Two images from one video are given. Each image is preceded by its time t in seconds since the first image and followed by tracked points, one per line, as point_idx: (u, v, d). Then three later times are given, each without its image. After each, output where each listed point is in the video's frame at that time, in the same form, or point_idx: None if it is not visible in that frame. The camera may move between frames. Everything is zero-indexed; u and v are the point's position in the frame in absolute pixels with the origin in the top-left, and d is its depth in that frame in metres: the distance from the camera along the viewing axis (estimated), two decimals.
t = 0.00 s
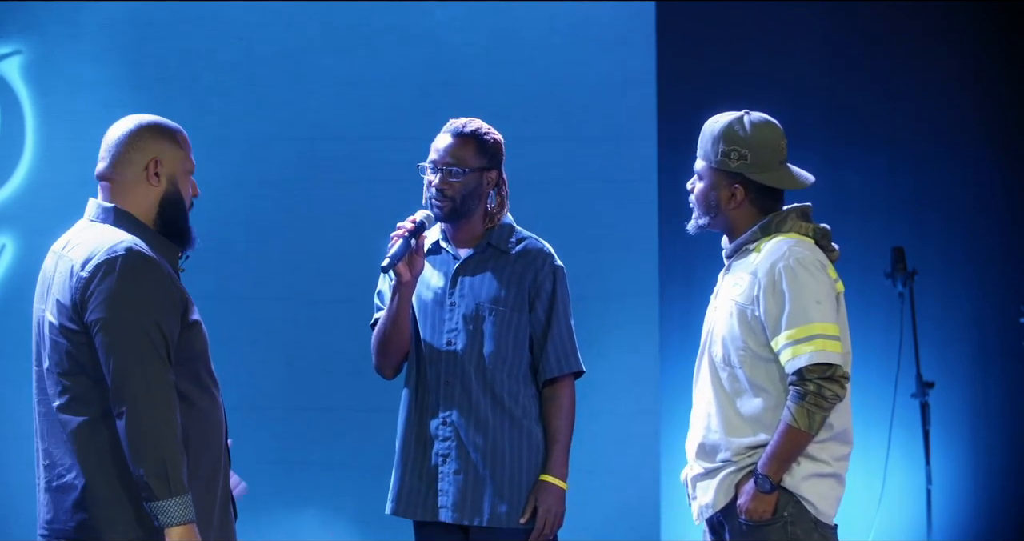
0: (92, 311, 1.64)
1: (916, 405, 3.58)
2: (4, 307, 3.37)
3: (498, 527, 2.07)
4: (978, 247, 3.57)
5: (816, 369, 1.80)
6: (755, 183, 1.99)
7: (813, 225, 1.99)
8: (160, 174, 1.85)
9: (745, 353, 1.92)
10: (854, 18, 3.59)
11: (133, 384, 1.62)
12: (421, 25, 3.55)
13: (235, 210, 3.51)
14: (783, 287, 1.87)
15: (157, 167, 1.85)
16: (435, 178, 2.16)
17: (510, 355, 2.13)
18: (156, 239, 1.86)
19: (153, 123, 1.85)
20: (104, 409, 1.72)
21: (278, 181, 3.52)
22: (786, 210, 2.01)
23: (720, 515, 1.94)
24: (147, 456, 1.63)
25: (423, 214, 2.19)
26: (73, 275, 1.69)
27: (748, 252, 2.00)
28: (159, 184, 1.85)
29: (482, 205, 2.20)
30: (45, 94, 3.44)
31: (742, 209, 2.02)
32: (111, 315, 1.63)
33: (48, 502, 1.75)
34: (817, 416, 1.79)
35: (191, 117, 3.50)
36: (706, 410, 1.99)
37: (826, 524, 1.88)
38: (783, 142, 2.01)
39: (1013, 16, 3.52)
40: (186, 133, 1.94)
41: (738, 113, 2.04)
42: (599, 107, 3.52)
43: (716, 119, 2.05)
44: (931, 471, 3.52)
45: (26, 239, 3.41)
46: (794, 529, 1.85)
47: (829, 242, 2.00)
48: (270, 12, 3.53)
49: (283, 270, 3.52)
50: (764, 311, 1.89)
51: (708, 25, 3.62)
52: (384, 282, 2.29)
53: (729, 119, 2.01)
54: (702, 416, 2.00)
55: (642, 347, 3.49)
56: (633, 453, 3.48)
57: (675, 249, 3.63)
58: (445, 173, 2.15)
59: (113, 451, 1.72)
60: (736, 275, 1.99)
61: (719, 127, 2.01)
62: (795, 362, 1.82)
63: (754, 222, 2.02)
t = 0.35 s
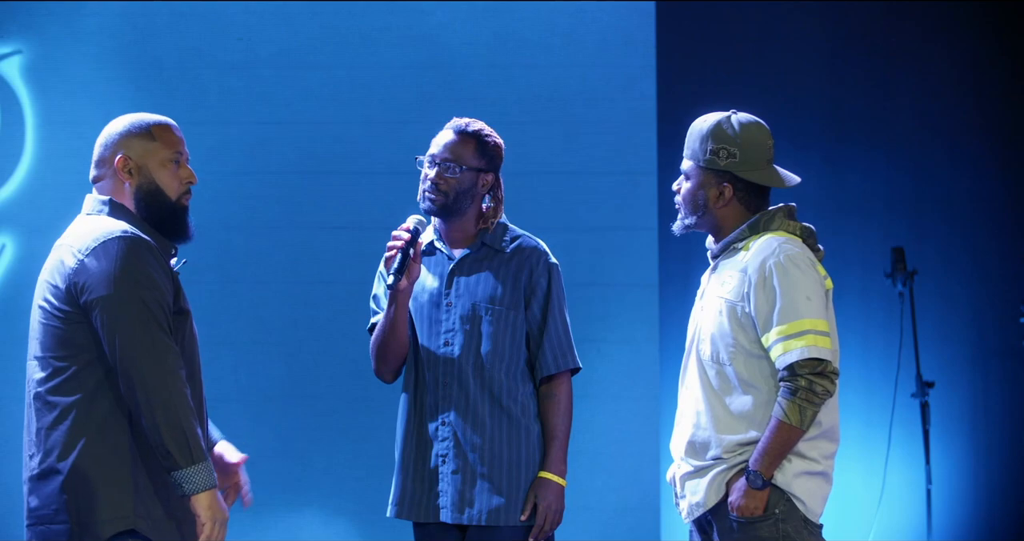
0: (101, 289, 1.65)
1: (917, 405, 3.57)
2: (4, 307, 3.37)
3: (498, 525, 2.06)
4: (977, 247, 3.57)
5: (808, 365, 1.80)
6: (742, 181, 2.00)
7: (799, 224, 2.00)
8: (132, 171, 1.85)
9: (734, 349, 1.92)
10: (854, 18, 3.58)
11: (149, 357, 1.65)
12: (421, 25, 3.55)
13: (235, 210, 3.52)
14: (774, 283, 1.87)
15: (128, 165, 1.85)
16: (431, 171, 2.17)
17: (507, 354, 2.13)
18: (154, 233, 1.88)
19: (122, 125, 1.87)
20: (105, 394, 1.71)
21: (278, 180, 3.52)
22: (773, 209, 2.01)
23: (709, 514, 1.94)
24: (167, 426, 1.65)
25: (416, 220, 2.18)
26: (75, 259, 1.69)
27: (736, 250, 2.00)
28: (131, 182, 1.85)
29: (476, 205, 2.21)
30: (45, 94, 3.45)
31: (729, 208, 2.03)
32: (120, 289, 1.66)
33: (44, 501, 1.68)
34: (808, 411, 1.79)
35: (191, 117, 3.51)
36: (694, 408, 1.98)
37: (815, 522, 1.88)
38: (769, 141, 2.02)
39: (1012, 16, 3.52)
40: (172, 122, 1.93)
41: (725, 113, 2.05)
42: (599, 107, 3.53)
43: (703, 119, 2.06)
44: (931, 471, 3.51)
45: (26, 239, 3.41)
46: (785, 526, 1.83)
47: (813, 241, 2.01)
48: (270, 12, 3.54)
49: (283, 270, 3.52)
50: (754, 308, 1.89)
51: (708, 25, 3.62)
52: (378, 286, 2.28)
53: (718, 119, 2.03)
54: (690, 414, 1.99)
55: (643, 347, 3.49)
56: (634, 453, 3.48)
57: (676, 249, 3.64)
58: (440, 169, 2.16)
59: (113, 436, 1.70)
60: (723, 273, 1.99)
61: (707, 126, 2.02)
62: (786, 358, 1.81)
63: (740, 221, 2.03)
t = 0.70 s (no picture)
0: (71, 284, 1.71)
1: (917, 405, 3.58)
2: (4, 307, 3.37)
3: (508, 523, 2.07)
4: (977, 247, 3.58)
5: (811, 359, 1.82)
6: (730, 182, 2.01)
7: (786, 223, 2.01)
8: (131, 175, 1.87)
9: (732, 347, 1.92)
10: (855, 19, 3.59)
11: (114, 351, 1.68)
12: (422, 26, 3.55)
13: (235, 210, 3.51)
14: (772, 280, 1.88)
15: (127, 169, 1.87)
16: (433, 168, 2.19)
17: (512, 353, 2.13)
18: (151, 235, 1.89)
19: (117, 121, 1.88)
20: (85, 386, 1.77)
21: (278, 181, 3.52)
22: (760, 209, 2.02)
23: (708, 514, 1.93)
24: (128, 419, 1.68)
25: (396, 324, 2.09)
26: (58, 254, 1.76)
27: (728, 251, 2.00)
28: (132, 184, 1.88)
29: (475, 203, 2.21)
30: (45, 94, 3.44)
31: (720, 209, 2.03)
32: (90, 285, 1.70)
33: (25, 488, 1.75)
34: (811, 404, 1.81)
35: (191, 117, 3.50)
36: (692, 408, 1.97)
37: (808, 522, 1.89)
38: (748, 140, 2.04)
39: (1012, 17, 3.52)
40: (164, 119, 1.95)
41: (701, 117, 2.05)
42: (599, 107, 3.53)
43: (680, 125, 2.06)
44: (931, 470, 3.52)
45: (26, 239, 3.40)
46: (783, 523, 1.84)
47: (800, 238, 2.03)
48: (270, 12, 3.53)
49: (283, 270, 3.52)
50: (754, 305, 1.89)
51: (708, 25, 3.62)
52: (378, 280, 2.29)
53: (696, 122, 2.03)
54: (689, 415, 1.98)
55: (643, 347, 3.49)
56: (635, 453, 3.48)
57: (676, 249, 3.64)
58: (442, 166, 2.17)
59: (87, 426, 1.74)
60: (718, 272, 1.99)
61: (689, 130, 2.02)
62: (789, 353, 1.83)
63: (731, 223, 2.04)
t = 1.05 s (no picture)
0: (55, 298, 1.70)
1: (917, 405, 3.58)
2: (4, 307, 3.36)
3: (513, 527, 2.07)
4: (977, 247, 3.59)
5: (819, 351, 1.83)
6: (731, 177, 2.03)
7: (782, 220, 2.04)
8: (121, 177, 1.87)
9: (738, 343, 1.93)
10: (855, 19, 3.59)
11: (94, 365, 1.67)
12: (422, 25, 3.54)
13: (235, 210, 3.50)
14: (777, 275, 1.88)
15: (116, 171, 1.86)
16: (454, 163, 2.19)
17: (522, 354, 2.14)
18: (141, 232, 1.89)
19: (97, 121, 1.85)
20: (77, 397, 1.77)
21: (278, 181, 3.51)
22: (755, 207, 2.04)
23: (720, 514, 1.93)
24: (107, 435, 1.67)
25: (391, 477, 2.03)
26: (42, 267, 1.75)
27: (727, 250, 2.01)
28: (122, 187, 1.87)
29: (489, 204, 2.22)
30: (45, 94, 3.43)
31: (720, 205, 2.04)
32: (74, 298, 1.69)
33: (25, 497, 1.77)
34: (821, 397, 1.81)
35: (191, 117, 3.49)
36: (697, 407, 1.97)
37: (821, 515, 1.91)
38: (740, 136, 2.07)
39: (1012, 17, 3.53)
40: (137, 113, 1.92)
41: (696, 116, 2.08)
42: (599, 108, 3.53)
43: (677, 123, 2.07)
44: (931, 471, 3.53)
45: (25, 239, 3.40)
46: (796, 518, 1.85)
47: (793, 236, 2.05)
48: (270, 12, 3.53)
49: (283, 270, 3.51)
50: (760, 302, 1.89)
51: (708, 25, 3.62)
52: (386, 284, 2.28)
53: (695, 120, 2.05)
54: (694, 414, 1.98)
55: (643, 347, 3.50)
56: (635, 453, 3.48)
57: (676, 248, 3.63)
58: (464, 162, 2.18)
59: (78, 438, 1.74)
60: (719, 270, 1.99)
61: (689, 127, 2.03)
62: (797, 347, 1.83)
63: (729, 219, 2.05)
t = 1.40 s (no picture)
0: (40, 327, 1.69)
1: (917, 405, 3.59)
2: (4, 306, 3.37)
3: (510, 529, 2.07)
4: (977, 247, 3.59)
5: (831, 352, 1.84)
6: (744, 177, 2.04)
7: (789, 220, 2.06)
8: (131, 182, 1.86)
9: (746, 343, 1.93)
10: (855, 19, 3.59)
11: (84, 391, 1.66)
12: (422, 25, 3.54)
13: (234, 210, 3.50)
14: (789, 275, 1.89)
15: (128, 175, 1.85)
16: (464, 165, 2.20)
17: (525, 355, 2.14)
18: (135, 238, 1.85)
19: (115, 122, 1.85)
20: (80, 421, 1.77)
21: (278, 181, 3.51)
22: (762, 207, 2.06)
23: (726, 514, 1.93)
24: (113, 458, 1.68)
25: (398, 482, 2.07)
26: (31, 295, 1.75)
27: (735, 250, 2.02)
28: (130, 192, 1.86)
29: (500, 204, 2.21)
30: (45, 94, 3.43)
31: (733, 205, 2.04)
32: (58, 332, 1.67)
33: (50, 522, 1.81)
34: (831, 398, 1.83)
35: (191, 117, 3.49)
36: (705, 406, 1.97)
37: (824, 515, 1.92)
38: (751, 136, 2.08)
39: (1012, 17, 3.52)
40: (156, 117, 1.92)
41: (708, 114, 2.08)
42: (599, 107, 3.53)
43: (689, 121, 2.06)
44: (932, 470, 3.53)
45: (26, 239, 3.40)
46: (803, 518, 1.85)
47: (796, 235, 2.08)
48: (270, 11, 3.52)
49: (282, 270, 3.51)
50: (770, 301, 1.89)
51: (708, 25, 3.62)
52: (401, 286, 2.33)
53: (710, 118, 2.05)
54: (702, 413, 1.98)
55: (644, 347, 3.49)
56: (634, 453, 3.49)
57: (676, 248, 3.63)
58: (474, 165, 2.18)
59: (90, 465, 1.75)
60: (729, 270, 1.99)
61: (706, 124, 2.03)
62: (809, 348, 1.84)
63: (740, 219, 2.05)
